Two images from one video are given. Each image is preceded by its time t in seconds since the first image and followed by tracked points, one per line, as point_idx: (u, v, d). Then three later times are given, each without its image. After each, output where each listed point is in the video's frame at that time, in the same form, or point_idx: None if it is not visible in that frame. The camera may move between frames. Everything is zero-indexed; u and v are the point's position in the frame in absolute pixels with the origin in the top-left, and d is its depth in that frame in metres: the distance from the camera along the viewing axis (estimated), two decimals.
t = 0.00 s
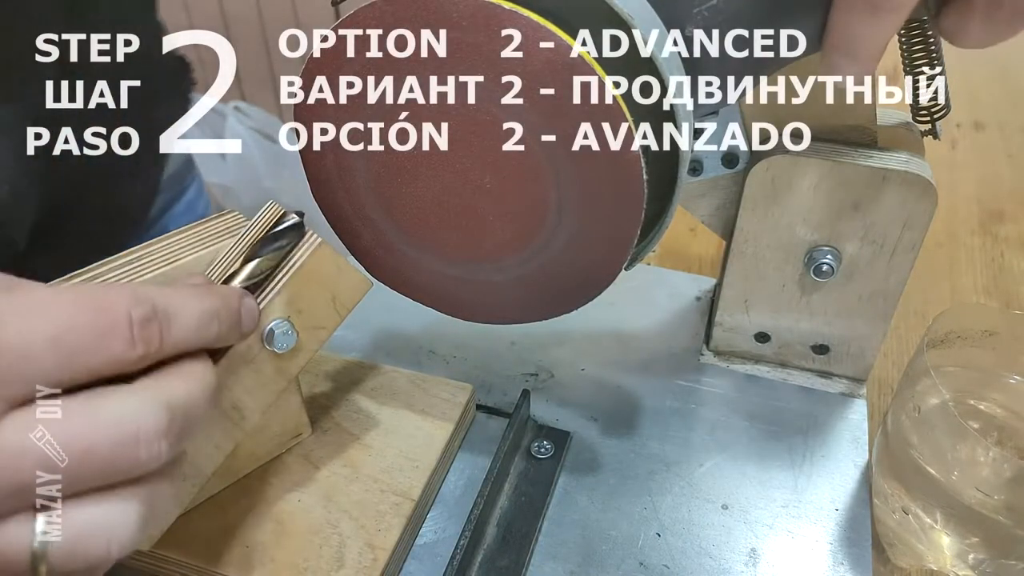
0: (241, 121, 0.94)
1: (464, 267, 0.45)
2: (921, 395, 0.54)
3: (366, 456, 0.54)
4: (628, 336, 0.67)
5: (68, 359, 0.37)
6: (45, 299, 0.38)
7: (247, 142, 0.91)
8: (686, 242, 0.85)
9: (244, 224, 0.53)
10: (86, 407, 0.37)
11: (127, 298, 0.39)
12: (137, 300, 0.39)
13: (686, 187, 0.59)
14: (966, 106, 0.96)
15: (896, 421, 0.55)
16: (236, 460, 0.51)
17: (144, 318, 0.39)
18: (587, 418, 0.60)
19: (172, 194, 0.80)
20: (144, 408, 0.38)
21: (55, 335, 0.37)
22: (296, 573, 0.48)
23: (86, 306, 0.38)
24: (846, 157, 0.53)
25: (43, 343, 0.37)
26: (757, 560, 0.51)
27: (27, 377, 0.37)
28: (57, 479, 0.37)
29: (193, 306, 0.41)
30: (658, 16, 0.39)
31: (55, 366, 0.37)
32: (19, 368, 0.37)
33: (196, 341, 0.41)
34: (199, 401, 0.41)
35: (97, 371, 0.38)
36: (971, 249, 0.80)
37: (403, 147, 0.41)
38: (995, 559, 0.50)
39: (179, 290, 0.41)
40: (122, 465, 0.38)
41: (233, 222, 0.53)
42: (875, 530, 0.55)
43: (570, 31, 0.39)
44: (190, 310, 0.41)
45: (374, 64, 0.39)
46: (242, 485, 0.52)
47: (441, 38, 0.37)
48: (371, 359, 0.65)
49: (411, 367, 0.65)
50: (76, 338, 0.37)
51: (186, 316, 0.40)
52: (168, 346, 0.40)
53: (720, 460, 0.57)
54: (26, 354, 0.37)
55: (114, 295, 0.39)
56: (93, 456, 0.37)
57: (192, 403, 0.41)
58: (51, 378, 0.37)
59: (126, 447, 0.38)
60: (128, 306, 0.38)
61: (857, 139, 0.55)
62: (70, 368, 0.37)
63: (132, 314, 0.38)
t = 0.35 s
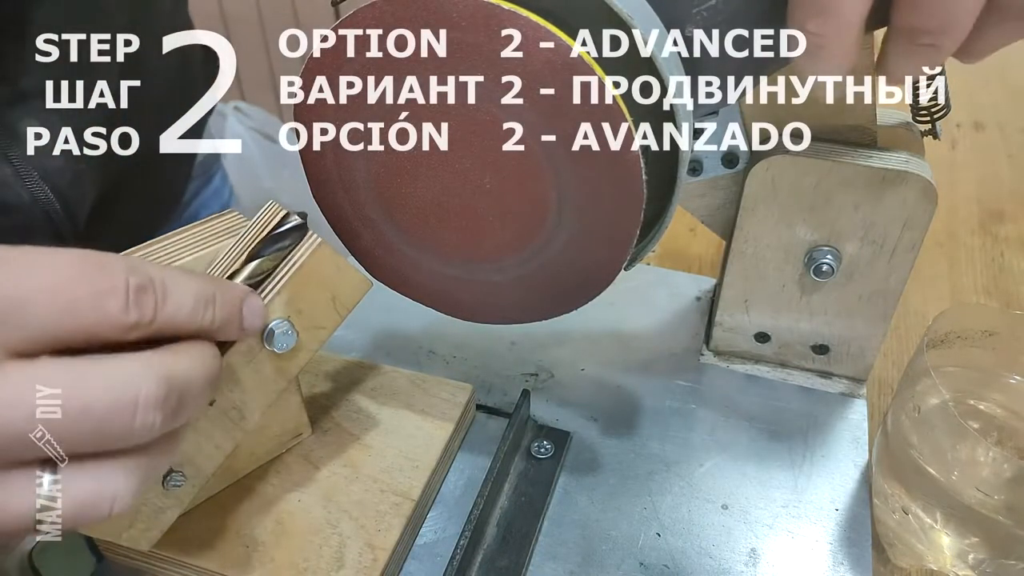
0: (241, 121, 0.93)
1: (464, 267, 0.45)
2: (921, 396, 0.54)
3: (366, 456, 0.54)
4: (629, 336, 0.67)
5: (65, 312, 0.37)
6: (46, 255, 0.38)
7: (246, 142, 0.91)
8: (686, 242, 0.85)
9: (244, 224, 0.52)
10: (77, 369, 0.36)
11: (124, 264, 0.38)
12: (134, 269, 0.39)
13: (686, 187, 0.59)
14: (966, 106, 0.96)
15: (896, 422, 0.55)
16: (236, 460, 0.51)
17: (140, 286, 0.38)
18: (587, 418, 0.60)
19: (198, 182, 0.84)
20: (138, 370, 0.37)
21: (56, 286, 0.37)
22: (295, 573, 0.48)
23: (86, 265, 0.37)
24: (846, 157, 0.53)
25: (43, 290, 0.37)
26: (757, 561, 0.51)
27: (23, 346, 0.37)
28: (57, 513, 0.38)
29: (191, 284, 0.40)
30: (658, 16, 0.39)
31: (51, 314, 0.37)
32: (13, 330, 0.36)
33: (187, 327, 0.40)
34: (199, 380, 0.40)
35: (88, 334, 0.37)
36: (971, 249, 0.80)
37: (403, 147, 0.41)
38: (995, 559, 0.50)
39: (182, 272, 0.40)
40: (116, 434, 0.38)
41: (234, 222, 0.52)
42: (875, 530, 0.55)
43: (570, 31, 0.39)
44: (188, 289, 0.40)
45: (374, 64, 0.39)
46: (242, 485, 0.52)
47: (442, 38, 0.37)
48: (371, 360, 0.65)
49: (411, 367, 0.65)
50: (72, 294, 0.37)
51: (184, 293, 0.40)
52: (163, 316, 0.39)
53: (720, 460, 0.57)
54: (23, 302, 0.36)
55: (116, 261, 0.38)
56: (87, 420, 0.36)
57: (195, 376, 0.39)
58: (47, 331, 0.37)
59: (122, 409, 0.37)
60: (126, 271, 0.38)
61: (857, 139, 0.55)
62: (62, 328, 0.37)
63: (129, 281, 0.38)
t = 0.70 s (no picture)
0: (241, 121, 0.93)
1: (464, 267, 0.45)
2: (921, 395, 0.54)
3: (367, 455, 0.54)
4: (628, 337, 0.67)
5: (59, 283, 0.37)
6: (36, 229, 0.38)
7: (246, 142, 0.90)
8: (686, 242, 0.85)
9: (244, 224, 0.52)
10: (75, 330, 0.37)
11: (116, 241, 0.39)
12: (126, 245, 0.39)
13: (686, 187, 0.59)
14: (966, 106, 0.96)
15: (896, 422, 0.55)
16: (236, 460, 0.51)
17: (134, 261, 0.39)
18: (587, 418, 0.60)
19: (184, 179, 0.82)
20: (135, 341, 0.38)
21: (51, 256, 0.37)
22: (295, 573, 0.48)
23: (80, 241, 0.38)
24: (845, 157, 0.53)
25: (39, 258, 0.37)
26: (757, 561, 0.51)
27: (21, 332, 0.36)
28: (57, 479, 0.38)
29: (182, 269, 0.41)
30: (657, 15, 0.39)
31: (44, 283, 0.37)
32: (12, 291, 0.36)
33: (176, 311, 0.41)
34: (189, 359, 0.40)
35: (82, 308, 0.38)
36: (971, 249, 0.80)
37: (402, 148, 0.41)
38: (996, 560, 0.50)
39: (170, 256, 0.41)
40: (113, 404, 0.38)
41: (234, 222, 0.52)
42: (875, 531, 0.55)
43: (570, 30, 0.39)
44: (178, 271, 0.41)
45: (374, 64, 0.39)
46: (242, 485, 0.52)
47: (442, 38, 0.37)
48: (371, 359, 0.65)
49: (411, 367, 0.65)
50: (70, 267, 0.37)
51: (176, 274, 0.40)
52: (156, 296, 0.40)
53: (720, 460, 0.57)
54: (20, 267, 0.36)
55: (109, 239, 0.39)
56: (87, 373, 0.36)
57: (184, 355, 0.40)
58: (40, 296, 0.37)
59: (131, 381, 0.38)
60: (120, 246, 0.39)
61: (858, 140, 0.55)
62: (56, 295, 0.37)
63: (124, 255, 0.39)
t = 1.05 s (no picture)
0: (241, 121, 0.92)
1: (465, 266, 0.45)
2: (921, 395, 0.54)
3: (367, 455, 0.54)
4: (629, 337, 0.67)
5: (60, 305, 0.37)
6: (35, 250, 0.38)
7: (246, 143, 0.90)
8: (686, 242, 0.85)
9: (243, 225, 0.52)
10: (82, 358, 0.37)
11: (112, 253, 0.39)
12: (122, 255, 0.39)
13: (686, 187, 0.59)
14: (966, 106, 0.96)
15: (896, 422, 0.55)
16: (236, 460, 0.51)
17: (131, 270, 0.39)
18: (587, 418, 0.60)
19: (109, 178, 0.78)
20: (144, 358, 0.38)
21: (46, 281, 0.37)
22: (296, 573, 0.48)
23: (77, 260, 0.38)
24: (845, 157, 0.53)
25: (34, 286, 0.37)
26: (757, 560, 0.51)
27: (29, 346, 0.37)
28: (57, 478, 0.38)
29: (178, 268, 0.40)
30: (657, 15, 0.39)
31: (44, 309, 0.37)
32: (11, 320, 0.36)
33: (180, 311, 0.40)
34: (202, 365, 0.40)
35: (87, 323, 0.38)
36: (971, 249, 0.80)
37: (403, 148, 0.41)
38: (996, 559, 0.51)
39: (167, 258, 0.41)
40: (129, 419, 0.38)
41: (233, 223, 0.52)
42: (875, 530, 0.55)
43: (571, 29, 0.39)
44: (176, 273, 0.40)
45: (374, 64, 0.39)
46: (242, 485, 0.52)
47: (442, 39, 0.37)
48: (371, 359, 0.65)
49: (411, 367, 0.65)
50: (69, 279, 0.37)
51: (173, 276, 0.40)
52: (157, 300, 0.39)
53: (720, 460, 0.57)
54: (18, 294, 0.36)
55: (103, 252, 0.39)
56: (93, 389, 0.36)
57: (194, 364, 0.40)
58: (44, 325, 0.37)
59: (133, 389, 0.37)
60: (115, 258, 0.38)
61: (857, 140, 0.55)
62: (59, 318, 0.37)
63: (119, 266, 0.38)
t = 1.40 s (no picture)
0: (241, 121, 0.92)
1: (465, 267, 0.45)
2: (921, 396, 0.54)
3: (367, 456, 0.54)
4: (629, 336, 0.67)
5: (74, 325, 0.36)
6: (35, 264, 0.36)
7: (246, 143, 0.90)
8: (686, 242, 0.85)
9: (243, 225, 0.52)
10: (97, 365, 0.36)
11: (113, 265, 0.38)
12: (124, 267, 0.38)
13: (686, 187, 0.59)
14: (966, 106, 0.96)
15: (896, 422, 0.55)
16: (236, 461, 0.51)
17: (135, 284, 0.38)
18: (587, 418, 0.60)
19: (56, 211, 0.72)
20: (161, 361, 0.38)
21: (54, 310, 0.35)
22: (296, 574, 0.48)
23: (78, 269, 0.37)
24: (846, 157, 0.53)
25: (44, 317, 0.35)
26: (757, 561, 0.51)
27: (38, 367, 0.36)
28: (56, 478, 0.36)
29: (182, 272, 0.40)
30: (657, 16, 0.39)
31: (67, 337, 0.36)
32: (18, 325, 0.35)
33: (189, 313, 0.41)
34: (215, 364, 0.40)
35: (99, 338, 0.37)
36: (971, 249, 0.80)
37: (403, 148, 0.41)
38: (996, 559, 0.51)
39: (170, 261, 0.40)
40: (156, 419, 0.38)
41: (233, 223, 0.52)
42: (876, 531, 0.55)
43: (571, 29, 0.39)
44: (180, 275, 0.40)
45: (374, 64, 0.39)
46: (243, 485, 0.52)
47: (442, 39, 0.37)
48: (371, 359, 0.65)
49: (412, 367, 0.65)
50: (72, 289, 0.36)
51: (178, 281, 0.40)
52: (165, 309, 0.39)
53: (720, 461, 0.57)
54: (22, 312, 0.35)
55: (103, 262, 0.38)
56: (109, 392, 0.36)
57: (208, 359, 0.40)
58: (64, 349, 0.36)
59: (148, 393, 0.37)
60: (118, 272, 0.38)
61: (858, 140, 0.55)
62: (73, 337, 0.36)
63: (123, 280, 0.38)
